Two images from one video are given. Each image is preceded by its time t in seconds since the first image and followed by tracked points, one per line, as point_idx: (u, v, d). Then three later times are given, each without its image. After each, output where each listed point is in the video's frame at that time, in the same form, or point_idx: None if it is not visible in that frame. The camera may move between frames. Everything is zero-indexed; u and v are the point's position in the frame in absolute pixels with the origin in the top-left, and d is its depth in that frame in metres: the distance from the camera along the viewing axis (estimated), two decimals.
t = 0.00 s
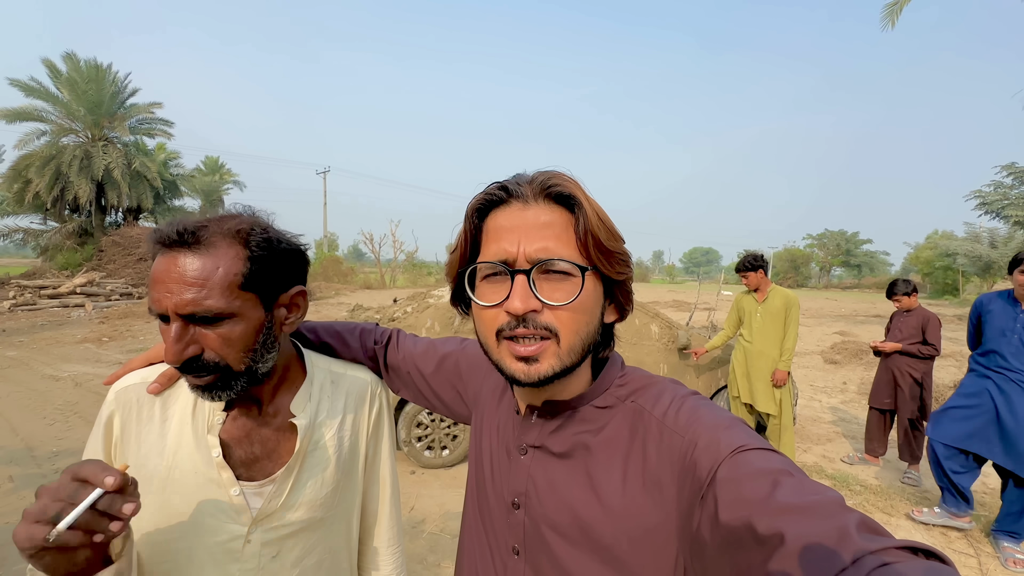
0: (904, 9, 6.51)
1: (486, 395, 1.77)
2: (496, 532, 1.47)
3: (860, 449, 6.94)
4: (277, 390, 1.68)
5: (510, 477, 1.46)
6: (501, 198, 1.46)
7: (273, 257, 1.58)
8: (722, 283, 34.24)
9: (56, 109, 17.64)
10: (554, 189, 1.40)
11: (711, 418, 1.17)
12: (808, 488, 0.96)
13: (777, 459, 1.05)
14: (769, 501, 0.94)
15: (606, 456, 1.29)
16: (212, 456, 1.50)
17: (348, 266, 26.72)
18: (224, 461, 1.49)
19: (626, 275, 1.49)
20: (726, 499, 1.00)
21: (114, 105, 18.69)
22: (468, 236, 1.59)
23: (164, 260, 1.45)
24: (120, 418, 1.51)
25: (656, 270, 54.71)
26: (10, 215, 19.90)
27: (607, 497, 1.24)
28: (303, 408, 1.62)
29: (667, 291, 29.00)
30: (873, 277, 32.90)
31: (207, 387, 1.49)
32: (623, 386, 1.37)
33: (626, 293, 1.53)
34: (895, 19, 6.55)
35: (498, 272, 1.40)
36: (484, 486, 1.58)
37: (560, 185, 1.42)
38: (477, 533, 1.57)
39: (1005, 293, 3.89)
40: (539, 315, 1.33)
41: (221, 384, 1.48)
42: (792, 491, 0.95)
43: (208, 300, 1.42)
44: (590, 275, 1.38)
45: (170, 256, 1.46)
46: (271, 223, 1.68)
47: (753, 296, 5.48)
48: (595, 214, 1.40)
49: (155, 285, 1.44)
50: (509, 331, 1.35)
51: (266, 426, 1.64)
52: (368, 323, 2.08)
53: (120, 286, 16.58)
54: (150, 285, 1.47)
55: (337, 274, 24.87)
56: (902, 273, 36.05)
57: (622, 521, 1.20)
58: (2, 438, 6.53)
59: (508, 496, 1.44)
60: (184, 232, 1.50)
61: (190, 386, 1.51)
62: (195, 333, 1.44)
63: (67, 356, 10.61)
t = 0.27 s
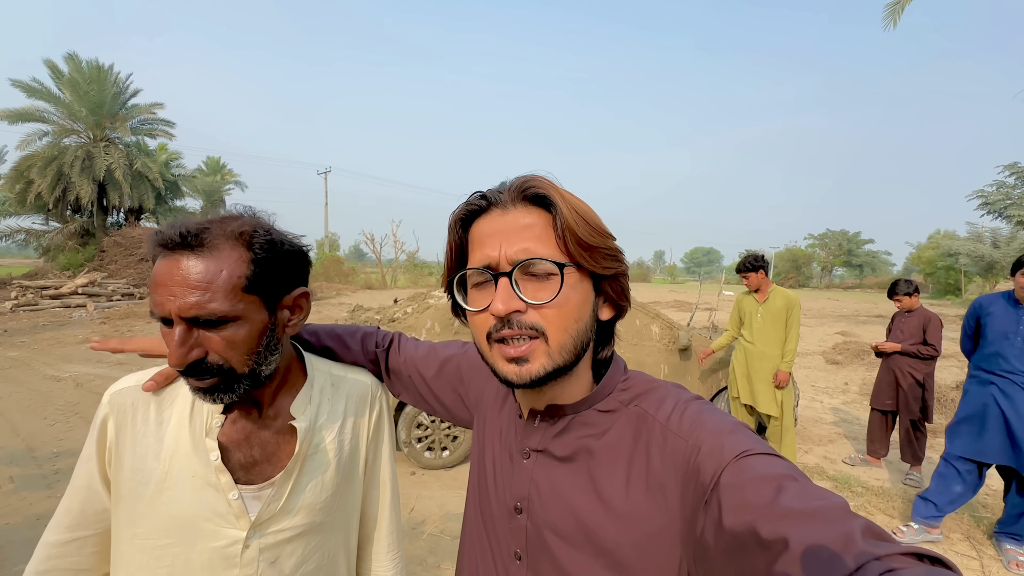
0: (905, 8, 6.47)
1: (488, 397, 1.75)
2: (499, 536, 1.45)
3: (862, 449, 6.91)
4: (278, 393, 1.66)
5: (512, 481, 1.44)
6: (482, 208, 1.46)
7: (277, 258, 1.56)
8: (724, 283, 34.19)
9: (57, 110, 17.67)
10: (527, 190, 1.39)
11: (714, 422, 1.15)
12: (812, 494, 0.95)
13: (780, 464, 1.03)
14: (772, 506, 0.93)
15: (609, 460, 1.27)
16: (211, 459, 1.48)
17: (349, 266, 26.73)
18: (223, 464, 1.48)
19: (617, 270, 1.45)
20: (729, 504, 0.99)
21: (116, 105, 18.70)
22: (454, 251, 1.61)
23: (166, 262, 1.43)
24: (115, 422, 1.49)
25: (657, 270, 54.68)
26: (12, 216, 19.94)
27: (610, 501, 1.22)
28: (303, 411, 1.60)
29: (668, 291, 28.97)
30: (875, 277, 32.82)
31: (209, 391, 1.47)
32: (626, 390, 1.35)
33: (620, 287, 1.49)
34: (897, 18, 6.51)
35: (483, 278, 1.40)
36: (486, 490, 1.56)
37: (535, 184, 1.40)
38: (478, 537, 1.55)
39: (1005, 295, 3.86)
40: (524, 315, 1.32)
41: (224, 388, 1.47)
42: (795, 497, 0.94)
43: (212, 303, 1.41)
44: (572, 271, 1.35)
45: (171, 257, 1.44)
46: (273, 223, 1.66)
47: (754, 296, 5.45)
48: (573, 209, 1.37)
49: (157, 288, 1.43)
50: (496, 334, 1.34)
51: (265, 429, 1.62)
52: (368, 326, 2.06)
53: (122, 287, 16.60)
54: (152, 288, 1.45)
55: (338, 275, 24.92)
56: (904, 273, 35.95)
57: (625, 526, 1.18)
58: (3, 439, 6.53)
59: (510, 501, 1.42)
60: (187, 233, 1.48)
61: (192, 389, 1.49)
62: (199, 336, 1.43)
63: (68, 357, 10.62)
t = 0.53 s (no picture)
0: (906, 7, 6.45)
1: (489, 400, 1.74)
2: (498, 538, 1.44)
3: (863, 450, 6.89)
4: (276, 396, 1.66)
5: (510, 483, 1.43)
6: (473, 220, 1.45)
7: (275, 260, 1.55)
8: (724, 283, 34.17)
9: (58, 110, 17.69)
10: (521, 204, 1.36)
11: (710, 424, 1.14)
12: (806, 495, 0.94)
13: (776, 466, 1.02)
14: (766, 507, 0.92)
15: (606, 461, 1.26)
16: (208, 464, 1.47)
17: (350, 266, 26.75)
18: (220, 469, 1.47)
19: (614, 280, 1.43)
20: (724, 505, 0.98)
21: (117, 106, 18.72)
22: (445, 260, 1.61)
23: (163, 265, 1.42)
24: (109, 428, 1.47)
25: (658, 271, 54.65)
26: (14, 217, 19.97)
27: (608, 503, 1.21)
28: (301, 414, 1.59)
29: (669, 291, 28.94)
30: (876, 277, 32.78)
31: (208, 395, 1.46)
32: (624, 392, 1.34)
33: (618, 297, 1.48)
34: (897, 18, 6.49)
35: (476, 292, 1.39)
36: (485, 492, 1.55)
37: (528, 197, 1.37)
38: (477, 538, 1.54)
39: (999, 292, 3.81)
40: (518, 332, 1.31)
41: (222, 394, 1.46)
42: (790, 498, 0.93)
43: (211, 307, 1.40)
44: (566, 286, 1.33)
45: (169, 260, 1.43)
46: (271, 225, 1.65)
47: (755, 297, 5.44)
48: (567, 222, 1.34)
49: (154, 291, 1.42)
50: (490, 350, 1.34)
51: (263, 433, 1.61)
52: (366, 327, 2.05)
53: (123, 287, 16.61)
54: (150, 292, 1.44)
55: (339, 275, 24.94)
56: (905, 273, 35.89)
57: (622, 528, 1.17)
58: (3, 439, 6.53)
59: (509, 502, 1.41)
60: (185, 235, 1.47)
61: (189, 392, 1.48)
62: (197, 340, 1.42)
63: (69, 357, 10.63)
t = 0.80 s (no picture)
0: (908, 7, 6.44)
1: (493, 398, 1.74)
2: (502, 534, 1.44)
3: (864, 451, 6.87)
4: (276, 394, 1.65)
5: (515, 479, 1.43)
6: (485, 213, 1.45)
7: (275, 258, 1.54)
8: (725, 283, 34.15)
9: (60, 111, 17.72)
10: (533, 201, 1.35)
11: (717, 423, 1.14)
12: (813, 494, 0.93)
13: (782, 465, 1.01)
14: (773, 506, 0.91)
15: (612, 459, 1.25)
16: (206, 462, 1.47)
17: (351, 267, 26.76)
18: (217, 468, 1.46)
19: (624, 283, 1.42)
20: (730, 503, 0.97)
21: (119, 107, 18.75)
22: (455, 252, 1.60)
23: (162, 262, 1.42)
24: (108, 424, 1.47)
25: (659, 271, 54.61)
26: (16, 218, 20.01)
27: (614, 500, 1.20)
28: (299, 414, 1.58)
29: (670, 292, 28.91)
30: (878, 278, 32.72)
31: (207, 393, 1.46)
32: (630, 390, 1.34)
33: (627, 300, 1.47)
34: (898, 18, 6.48)
35: (483, 286, 1.39)
36: (489, 488, 1.55)
37: (542, 194, 1.36)
38: (481, 535, 1.54)
39: (999, 291, 3.79)
40: (522, 330, 1.31)
41: (221, 391, 1.46)
42: (796, 497, 0.92)
43: (210, 304, 1.40)
44: (573, 287, 1.32)
45: (168, 258, 1.42)
46: (273, 222, 1.64)
47: (757, 297, 5.44)
48: (580, 223, 1.32)
49: (153, 288, 1.41)
50: (493, 346, 1.33)
51: (262, 431, 1.61)
52: (366, 325, 2.05)
53: (124, 288, 16.62)
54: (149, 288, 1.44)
55: (340, 275, 24.96)
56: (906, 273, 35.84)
57: (627, 525, 1.16)
58: (4, 439, 6.53)
59: (514, 499, 1.41)
60: (184, 232, 1.46)
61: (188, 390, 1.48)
62: (196, 337, 1.41)
63: (70, 358, 10.63)
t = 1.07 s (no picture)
0: (909, 8, 6.44)
1: (490, 397, 1.74)
2: (501, 533, 1.44)
3: (865, 452, 6.85)
4: (267, 393, 1.65)
5: (514, 478, 1.43)
6: (483, 210, 1.45)
7: (264, 255, 1.55)
8: (727, 284, 34.12)
9: (64, 114, 17.79)
10: (528, 196, 1.36)
11: (715, 421, 1.14)
12: (810, 491, 0.93)
13: (780, 463, 1.01)
14: (771, 503, 0.91)
15: (611, 457, 1.25)
16: (197, 460, 1.47)
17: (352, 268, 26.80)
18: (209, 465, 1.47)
19: (620, 277, 1.42)
20: (728, 501, 0.97)
21: (122, 109, 18.82)
22: (454, 249, 1.60)
23: (154, 260, 1.43)
24: (103, 420, 1.48)
25: (660, 273, 54.57)
26: (20, 220, 20.08)
27: (613, 499, 1.20)
28: (291, 412, 1.59)
29: (672, 293, 28.88)
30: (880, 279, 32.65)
31: (198, 390, 1.47)
32: (629, 388, 1.34)
33: (624, 294, 1.47)
34: (899, 19, 6.48)
35: (481, 282, 1.40)
36: (488, 488, 1.55)
37: (536, 189, 1.37)
38: (480, 535, 1.54)
39: (1001, 292, 3.79)
40: (518, 323, 1.31)
41: (213, 387, 1.46)
42: (794, 494, 0.92)
43: (198, 301, 1.40)
44: (568, 280, 1.33)
45: (159, 255, 1.43)
46: (264, 221, 1.65)
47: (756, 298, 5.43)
48: (574, 216, 1.33)
49: (144, 286, 1.42)
50: (491, 340, 1.34)
51: (254, 430, 1.61)
52: (363, 325, 2.05)
53: (126, 289, 16.67)
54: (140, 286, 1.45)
55: (341, 277, 25.01)
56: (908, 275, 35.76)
57: (627, 524, 1.16)
58: (6, 440, 6.55)
59: (512, 497, 1.41)
60: (173, 230, 1.47)
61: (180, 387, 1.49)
62: (185, 335, 1.42)
63: (72, 359, 10.66)
